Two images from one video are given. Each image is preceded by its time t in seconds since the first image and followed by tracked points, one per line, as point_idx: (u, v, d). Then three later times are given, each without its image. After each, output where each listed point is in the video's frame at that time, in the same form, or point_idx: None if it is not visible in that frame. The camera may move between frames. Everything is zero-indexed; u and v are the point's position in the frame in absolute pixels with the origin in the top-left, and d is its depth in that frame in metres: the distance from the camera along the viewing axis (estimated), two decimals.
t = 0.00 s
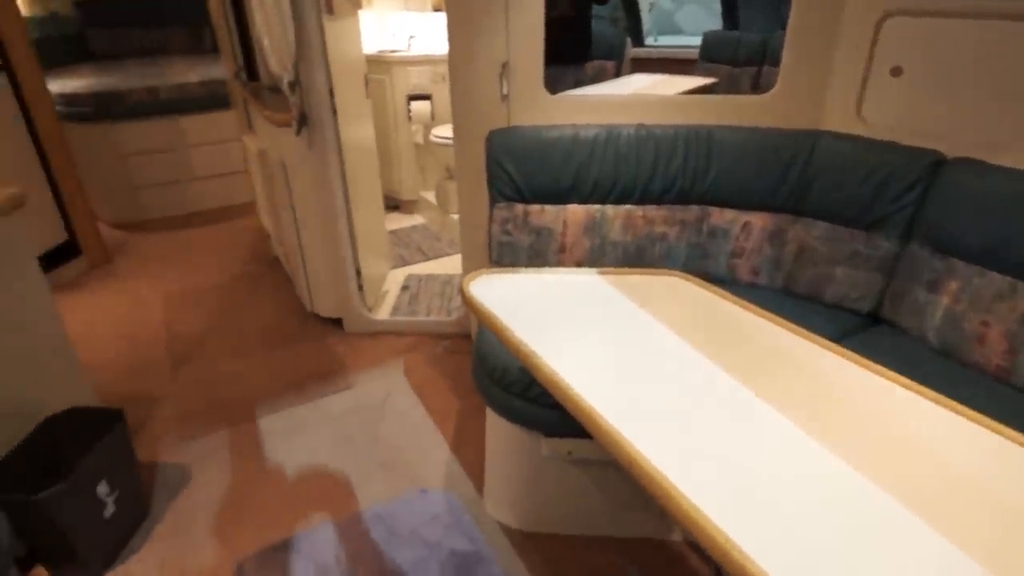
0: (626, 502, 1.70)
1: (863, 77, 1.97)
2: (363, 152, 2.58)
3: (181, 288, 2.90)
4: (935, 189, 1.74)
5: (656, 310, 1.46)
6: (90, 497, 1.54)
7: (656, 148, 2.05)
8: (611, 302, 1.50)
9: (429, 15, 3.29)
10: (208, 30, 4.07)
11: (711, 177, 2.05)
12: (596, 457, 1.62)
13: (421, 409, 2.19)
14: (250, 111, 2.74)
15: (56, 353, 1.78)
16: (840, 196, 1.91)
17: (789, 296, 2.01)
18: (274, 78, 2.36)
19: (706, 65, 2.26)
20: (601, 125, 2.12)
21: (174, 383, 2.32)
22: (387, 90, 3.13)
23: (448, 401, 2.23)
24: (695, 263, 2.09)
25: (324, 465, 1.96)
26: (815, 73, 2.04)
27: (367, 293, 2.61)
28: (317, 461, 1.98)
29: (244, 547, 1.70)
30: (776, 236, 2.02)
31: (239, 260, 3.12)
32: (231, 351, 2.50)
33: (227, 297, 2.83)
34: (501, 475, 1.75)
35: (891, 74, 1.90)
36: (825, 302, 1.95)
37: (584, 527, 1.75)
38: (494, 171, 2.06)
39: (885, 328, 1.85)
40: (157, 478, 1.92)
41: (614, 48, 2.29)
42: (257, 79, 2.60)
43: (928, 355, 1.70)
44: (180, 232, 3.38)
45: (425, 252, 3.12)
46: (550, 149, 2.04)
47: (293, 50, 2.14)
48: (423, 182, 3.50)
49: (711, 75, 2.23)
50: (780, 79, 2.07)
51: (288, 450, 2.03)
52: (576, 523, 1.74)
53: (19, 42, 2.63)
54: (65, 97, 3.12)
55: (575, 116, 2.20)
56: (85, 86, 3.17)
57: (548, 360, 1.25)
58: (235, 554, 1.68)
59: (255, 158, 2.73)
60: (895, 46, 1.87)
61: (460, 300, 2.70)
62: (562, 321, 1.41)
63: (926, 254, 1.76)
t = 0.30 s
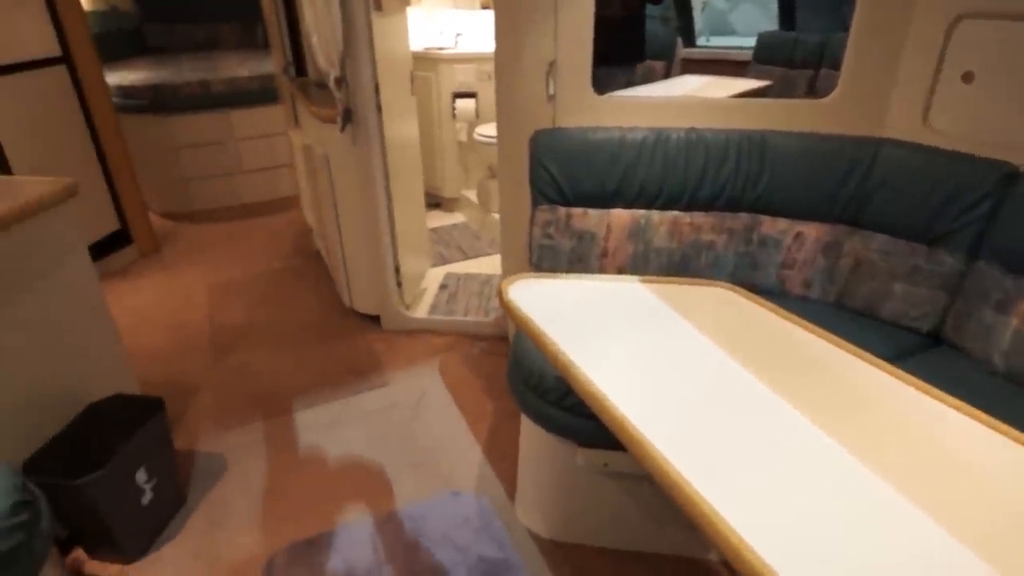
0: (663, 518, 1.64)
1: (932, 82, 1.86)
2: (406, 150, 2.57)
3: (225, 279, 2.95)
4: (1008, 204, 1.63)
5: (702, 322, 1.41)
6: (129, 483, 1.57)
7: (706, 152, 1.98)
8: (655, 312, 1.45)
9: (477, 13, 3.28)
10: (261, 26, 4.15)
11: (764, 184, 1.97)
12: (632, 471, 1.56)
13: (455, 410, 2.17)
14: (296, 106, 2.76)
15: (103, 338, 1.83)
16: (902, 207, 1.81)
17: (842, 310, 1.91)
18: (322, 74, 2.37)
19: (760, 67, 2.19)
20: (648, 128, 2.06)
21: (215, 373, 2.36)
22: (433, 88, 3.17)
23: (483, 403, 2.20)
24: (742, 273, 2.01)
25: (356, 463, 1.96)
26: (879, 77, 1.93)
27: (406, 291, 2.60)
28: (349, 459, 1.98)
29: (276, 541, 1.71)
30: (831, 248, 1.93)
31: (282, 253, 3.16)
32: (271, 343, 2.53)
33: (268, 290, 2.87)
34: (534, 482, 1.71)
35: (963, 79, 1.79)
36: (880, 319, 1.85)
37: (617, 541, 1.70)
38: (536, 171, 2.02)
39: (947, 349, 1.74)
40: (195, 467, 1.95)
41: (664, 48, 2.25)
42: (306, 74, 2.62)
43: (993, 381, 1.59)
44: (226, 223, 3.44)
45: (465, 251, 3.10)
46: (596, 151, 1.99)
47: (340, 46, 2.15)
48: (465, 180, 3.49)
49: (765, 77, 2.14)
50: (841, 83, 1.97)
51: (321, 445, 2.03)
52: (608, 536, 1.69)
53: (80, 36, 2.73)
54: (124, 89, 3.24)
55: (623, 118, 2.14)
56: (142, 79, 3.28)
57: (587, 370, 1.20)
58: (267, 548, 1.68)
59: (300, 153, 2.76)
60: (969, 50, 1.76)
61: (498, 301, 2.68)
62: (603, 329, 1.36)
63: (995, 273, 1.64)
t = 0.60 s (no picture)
0: (707, 545, 1.56)
1: (1015, 92, 1.72)
2: (453, 149, 2.55)
3: (271, 272, 2.99)
4: None
5: (760, 343, 1.33)
6: (167, 477, 1.60)
7: (764, 160, 1.89)
8: (710, 330, 1.37)
9: (528, 11, 3.24)
10: (314, 22, 4.20)
11: (826, 197, 1.87)
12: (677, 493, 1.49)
13: (494, 416, 2.14)
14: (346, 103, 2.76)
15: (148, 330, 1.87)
16: (976, 226, 1.69)
17: (906, 333, 1.80)
18: (372, 71, 2.36)
19: (820, 71, 2.09)
20: (704, 134, 1.98)
21: (257, 367, 2.39)
22: (482, 88, 3.14)
23: (522, 410, 2.16)
24: (798, 288, 1.92)
25: (392, 465, 1.95)
26: (957, 86, 1.80)
27: (448, 292, 2.59)
28: (385, 460, 1.97)
29: (309, 543, 1.71)
30: (896, 266, 1.82)
31: (327, 248, 3.20)
32: (313, 339, 2.55)
33: (312, 285, 2.89)
34: (571, 498, 1.66)
35: None
36: (948, 344, 1.73)
37: (656, 564, 1.63)
38: (585, 176, 1.97)
39: None
40: (233, 462, 1.97)
41: (719, 49, 2.15)
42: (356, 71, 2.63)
43: None
44: (274, 217, 3.49)
45: (508, 252, 3.08)
46: (648, 156, 1.92)
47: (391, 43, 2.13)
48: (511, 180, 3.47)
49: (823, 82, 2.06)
50: (913, 91, 1.85)
51: (357, 445, 2.03)
52: (647, 558, 1.63)
53: (139, 33, 2.82)
54: (181, 83, 3.32)
55: (678, 123, 2.07)
56: (197, 73, 3.36)
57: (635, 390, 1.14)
58: (299, 548, 1.68)
59: (347, 149, 2.77)
60: None
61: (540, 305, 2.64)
62: (651, 346, 1.30)
63: None
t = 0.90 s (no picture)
0: None
1: None
2: (503, 150, 2.53)
3: (318, 267, 3.04)
4: None
5: (824, 375, 1.25)
6: (205, 475, 1.65)
7: (830, 173, 1.80)
8: (770, 356, 1.30)
9: (585, 10, 3.18)
10: (371, 18, 4.21)
11: (895, 213, 1.77)
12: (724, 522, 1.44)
13: (535, 425, 2.11)
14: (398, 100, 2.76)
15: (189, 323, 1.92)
16: None
17: (978, 361, 1.69)
18: (425, 71, 2.35)
19: (887, 77, 1.92)
20: (765, 144, 1.90)
21: (301, 361, 2.43)
22: (535, 88, 3.11)
23: (564, 419, 2.13)
24: (860, 310, 1.82)
25: (430, 471, 1.95)
26: None
27: (493, 294, 2.57)
28: (423, 465, 1.97)
29: (345, 548, 1.72)
30: (970, 290, 1.70)
31: (374, 244, 3.22)
32: (356, 336, 2.58)
33: (358, 282, 2.92)
34: (612, 518, 1.63)
35: None
36: None
37: None
38: (638, 184, 1.91)
39: None
40: (272, 458, 2.01)
41: (778, 53, 2.00)
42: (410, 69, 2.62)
43: None
44: (324, 211, 3.54)
45: (556, 255, 3.05)
46: (705, 165, 1.85)
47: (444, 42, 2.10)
48: (562, 181, 3.44)
49: (891, 90, 1.91)
50: (995, 104, 1.72)
51: (396, 448, 2.04)
52: None
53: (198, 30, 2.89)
54: (238, 76, 3.39)
55: (739, 132, 1.98)
56: (255, 67, 3.42)
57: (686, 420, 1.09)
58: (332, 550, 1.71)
59: (398, 147, 2.77)
60: None
61: (586, 311, 2.60)
62: (703, 369, 1.24)
63: None
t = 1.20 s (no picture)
0: None
1: None
2: (555, 154, 2.51)
3: (366, 264, 3.09)
4: None
5: (881, 406, 1.19)
6: (244, 472, 1.71)
7: (897, 192, 1.72)
8: (829, 386, 1.24)
9: (644, 14, 3.16)
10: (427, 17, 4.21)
11: (966, 237, 1.68)
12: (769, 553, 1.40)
13: (575, 436, 2.10)
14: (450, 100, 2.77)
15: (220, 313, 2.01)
16: None
17: None
18: (479, 73, 2.35)
19: (955, 89, 1.82)
20: (829, 158, 1.83)
21: (346, 358, 2.48)
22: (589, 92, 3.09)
23: (605, 431, 2.12)
24: (922, 337, 1.73)
25: (468, 478, 1.97)
26: None
27: (539, 300, 2.56)
28: (461, 471, 1.99)
29: (381, 552, 1.75)
30: None
31: (422, 243, 3.26)
32: (400, 335, 2.61)
33: (404, 281, 2.96)
34: (652, 540, 1.60)
35: None
36: None
37: None
38: (692, 195, 1.86)
39: None
40: (312, 455, 2.07)
41: (839, 61, 1.90)
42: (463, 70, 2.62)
43: None
44: (372, 207, 3.60)
45: (604, 262, 3.03)
46: (764, 178, 1.80)
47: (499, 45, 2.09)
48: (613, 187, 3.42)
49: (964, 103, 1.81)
50: None
51: (436, 452, 2.07)
52: None
53: (258, 28, 2.96)
54: (295, 73, 3.45)
55: (800, 145, 1.91)
56: (312, 64, 3.48)
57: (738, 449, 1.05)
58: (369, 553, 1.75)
59: (448, 147, 2.78)
60: None
61: (633, 320, 2.57)
62: (754, 393, 1.20)
63: None
